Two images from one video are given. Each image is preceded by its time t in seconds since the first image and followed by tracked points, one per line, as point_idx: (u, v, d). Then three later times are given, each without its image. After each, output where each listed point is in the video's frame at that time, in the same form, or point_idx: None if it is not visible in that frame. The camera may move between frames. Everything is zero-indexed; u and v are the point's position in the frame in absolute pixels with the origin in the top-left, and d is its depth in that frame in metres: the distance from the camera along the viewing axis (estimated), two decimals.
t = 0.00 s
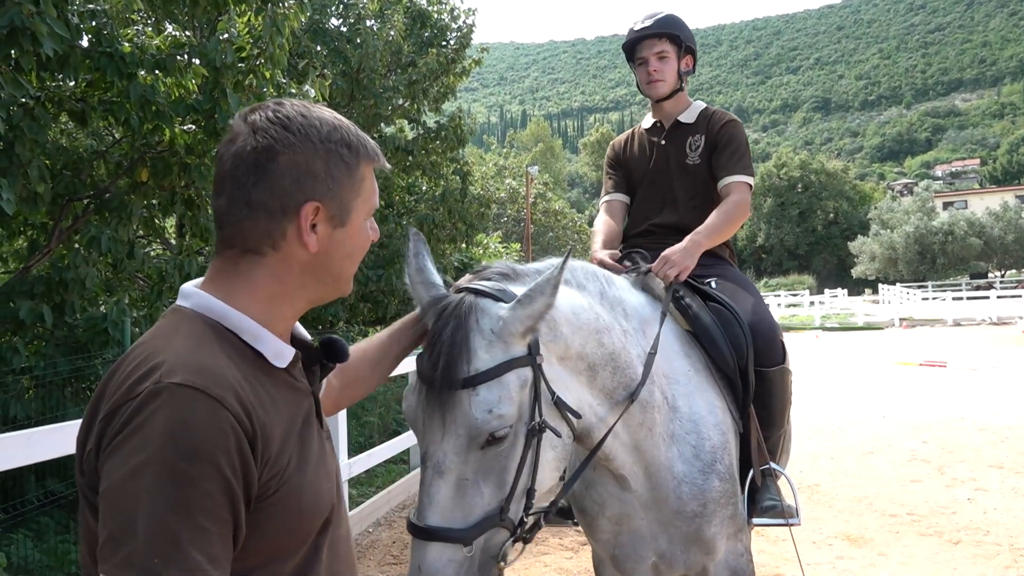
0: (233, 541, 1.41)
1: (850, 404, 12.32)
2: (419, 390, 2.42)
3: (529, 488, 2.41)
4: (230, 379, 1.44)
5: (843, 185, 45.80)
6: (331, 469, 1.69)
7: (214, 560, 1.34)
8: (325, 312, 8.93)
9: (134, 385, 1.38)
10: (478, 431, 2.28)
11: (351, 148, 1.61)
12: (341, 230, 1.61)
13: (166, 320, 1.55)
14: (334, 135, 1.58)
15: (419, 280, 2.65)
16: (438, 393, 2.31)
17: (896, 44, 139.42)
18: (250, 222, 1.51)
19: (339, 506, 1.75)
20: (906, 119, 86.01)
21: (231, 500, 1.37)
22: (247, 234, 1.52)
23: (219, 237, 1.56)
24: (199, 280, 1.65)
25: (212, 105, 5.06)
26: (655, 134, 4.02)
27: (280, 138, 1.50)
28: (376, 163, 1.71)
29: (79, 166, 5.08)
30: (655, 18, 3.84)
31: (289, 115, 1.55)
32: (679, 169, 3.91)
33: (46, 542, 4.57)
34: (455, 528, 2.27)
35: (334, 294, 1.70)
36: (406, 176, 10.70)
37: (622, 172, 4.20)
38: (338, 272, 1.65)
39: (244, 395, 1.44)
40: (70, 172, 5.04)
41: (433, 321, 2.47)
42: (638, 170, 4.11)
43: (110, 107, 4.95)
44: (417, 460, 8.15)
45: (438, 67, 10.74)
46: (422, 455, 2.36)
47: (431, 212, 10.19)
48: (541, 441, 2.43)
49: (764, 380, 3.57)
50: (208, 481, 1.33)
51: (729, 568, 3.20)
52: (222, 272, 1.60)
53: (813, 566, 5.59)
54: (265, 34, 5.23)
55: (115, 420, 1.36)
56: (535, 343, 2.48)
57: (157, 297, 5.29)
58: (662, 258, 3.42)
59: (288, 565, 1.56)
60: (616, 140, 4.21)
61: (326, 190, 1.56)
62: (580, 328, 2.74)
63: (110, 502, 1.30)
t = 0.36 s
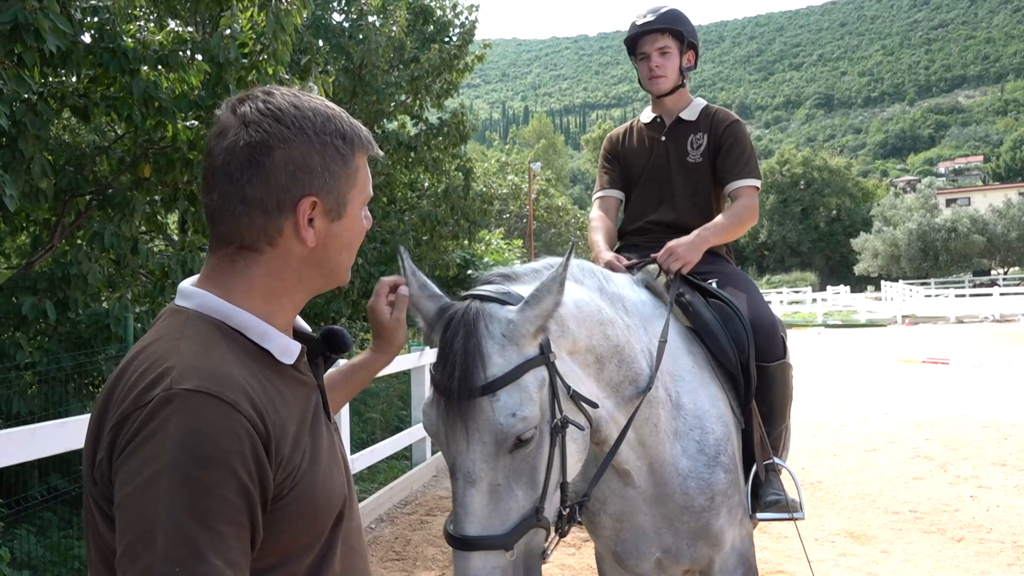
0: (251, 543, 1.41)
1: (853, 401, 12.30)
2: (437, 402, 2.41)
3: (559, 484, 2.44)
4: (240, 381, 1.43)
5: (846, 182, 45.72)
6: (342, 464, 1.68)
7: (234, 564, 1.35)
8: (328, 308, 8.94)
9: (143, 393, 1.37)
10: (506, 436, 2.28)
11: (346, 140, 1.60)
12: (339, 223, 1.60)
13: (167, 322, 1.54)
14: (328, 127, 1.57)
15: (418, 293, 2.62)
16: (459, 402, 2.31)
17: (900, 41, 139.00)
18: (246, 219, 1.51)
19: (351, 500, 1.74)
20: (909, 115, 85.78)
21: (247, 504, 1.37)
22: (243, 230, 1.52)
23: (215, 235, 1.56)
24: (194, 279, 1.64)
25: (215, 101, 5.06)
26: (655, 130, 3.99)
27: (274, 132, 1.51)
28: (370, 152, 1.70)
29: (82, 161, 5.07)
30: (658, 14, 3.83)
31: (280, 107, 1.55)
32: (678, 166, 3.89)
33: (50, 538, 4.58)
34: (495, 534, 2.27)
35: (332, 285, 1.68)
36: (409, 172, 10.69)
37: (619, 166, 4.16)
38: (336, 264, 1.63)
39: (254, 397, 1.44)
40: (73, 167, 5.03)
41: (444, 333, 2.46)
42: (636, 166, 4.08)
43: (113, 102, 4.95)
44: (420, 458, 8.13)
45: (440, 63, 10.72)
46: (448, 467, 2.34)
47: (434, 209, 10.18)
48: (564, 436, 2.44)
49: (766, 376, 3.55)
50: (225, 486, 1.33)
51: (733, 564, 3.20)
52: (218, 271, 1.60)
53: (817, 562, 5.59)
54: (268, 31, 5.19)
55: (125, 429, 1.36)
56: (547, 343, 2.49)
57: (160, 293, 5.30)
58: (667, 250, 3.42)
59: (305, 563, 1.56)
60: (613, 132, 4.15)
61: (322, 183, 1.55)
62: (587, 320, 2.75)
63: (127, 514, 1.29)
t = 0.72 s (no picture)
0: (266, 528, 1.42)
1: (855, 399, 12.29)
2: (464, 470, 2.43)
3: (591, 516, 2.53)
4: (253, 368, 1.44)
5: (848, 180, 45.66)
6: (347, 453, 1.68)
7: (252, 547, 1.35)
8: (330, 304, 8.93)
9: (156, 380, 1.37)
10: (542, 497, 2.33)
11: (348, 132, 1.60)
12: (340, 214, 1.60)
13: (174, 313, 1.53)
14: (329, 119, 1.57)
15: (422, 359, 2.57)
16: (488, 472, 2.34)
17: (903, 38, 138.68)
18: (249, 209, 1.51)
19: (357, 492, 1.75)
20: (912, 113, 85.60)
21: (264, 488, 1.38)
22: (246, 220, 1.52)
23: (218, 227, 1.56)
24: (198, 273, 1.63)
25: (218, 97, 5.04)
26: (652, 130, 3.99)
27: (276, 123, 1.51)
28: (372, 148, 1.70)
29: (85, 156, 5.07)
30: (651, 17, 3.79)
31: (283, 100, 1.55)
32: (672, 165, 3.89)
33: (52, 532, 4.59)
34: None
35: (336, 277, 1.68)
36: (411, 169, 10.67)
37: (619, 166, 4.18)
38: (337, 255, 1.63)
39: (267, 382, 1.44)
40: (76, 162, 5.03)
41: (458, 410, 2.43)
42: (633, 166, 4.08)
43: (116, 97, 4.95)
44: (421, 453, 8.14)
45: (444, 59, 10.69)
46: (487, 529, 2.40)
47: (436, 205, 10.16)
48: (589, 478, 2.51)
49: (760, 372, 3.55)
50: (244, 469, 1.33)
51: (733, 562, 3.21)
52: (222, 263, 1.59)
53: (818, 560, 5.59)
54: (272, 25, 5.21)
55: (140, 415, 1.36)
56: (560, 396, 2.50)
57: (162, 288, 5.31)
58: (648, 250, 3.42)
59: (314, 552, 1.56)
60: (614, 135, 4.17)
61: (323, 173, 1.55)
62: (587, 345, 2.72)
63: (146, 498, 1.29)
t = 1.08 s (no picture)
0: (256, 523, 1.41)
1: (854, 395, 12.29)
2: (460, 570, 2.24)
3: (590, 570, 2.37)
4: (250, 362, 1.43)
5: (848, 176, 45.66)
6: (350, 450, 1.68)
7: (238, 544, 1.35)
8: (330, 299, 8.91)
9: (154, 369, 1.37)
10: None
11: (378, 140, 1.60)
12: (357, 220, 1.58)
13: (182, 303, 1.54)
14: (361, 124, 1.58)
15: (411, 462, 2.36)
16: None
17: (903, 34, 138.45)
18: (267, 198, 1.51)
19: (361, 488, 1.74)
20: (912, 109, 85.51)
21: (254, 484, 1.37)
22: (263, 210, 1.52)
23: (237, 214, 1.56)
24: (214, 263, 1.63)
25: (219, 90, 5.02)
26: (649, 128, 3.98)
27: (307, 120, 1.52)
28: (403, 162, 1.69)
29: (84, 149, 5.06)
30: (640, 15, 3.74)
31: (321, 100, 1.57)
32: (672, 163, 3.87)
33: (52, 526, 4.59)
34: None
35: (347, 287, 1.65)
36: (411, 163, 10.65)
37: (614, 162, 4.14)
38: (350, 262, 1.61)
39: (264, 378, 1.44)
40: (76, 156, 5.03)
41: (444, 506, 2.24)
42: (632, 162, 4.05)
43: (116, 91, 4.94)
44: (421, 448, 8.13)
45: (444, 54, 10.65)
46: None
47: (436, 199, 10.14)
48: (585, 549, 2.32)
49: (756, 371, 3.57)
50: (233, 465, 1.33)
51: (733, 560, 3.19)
52: (237, 252, 1.59)
53: (818, 554, 5.59)
54: (273, 19, 5.18)
55: (136, 404, 1.36)
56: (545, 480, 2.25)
57: (162, 282, 5.31)
58: (661, 245, 3.47)
59: (310, 547, 1.56)
60: (609, 130, 4.12)
61: (344, 176, 1.54)
62: (567, 428, 2.53)
63: (135, 486, 1.30)
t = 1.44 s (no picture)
0: (262, 532, 1.41)
1: (850, 391, 12.31)
2: None
3: None
4: (258, 370, 1.43)
5: (844, 172, 45.73)
6: (358, 455, 1.67)
7: (245, 554, 1.35)
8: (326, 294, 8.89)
9: (162, 377, 1.37)
10: None
11: (399, 147, 1.59)
12: (372, 227, 1.57)
13: (189, 305, 1.53)
14: (383, 130, 1.57)
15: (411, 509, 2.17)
16: None
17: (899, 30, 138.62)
18: (282, 201, 1.50)
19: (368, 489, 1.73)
20: (908, 105, 85.59)
21: (261, 493, 1.37)
22: (278, 212, 1.51)
23: (251, 213, 1.55)
24: (221, 261, 1.63)
25: (216, 85, 5.01)
26: (638, 119, 3.79)
27: (329, 124, 1.51)
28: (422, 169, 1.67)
29: (80, 144, 5.03)
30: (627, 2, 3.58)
31: (344, 101, 1.55)
32: (664, 156, 3.71)
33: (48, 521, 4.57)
34: None
35: (355, 291, 1.64)
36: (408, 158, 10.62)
37: (605, 155, 3.95)
38: (362, 268, 1.60)
39: (273, 386, 1.43)
40: (72, 150, 5.00)
41: None
42: (623, 156, 3.87)
43: (112, 85, 4.91)
44: (418, 443, 8.12)
45: (442, 48, 10.61)
46: None
47: (433, 195, 10.12)
48: None
49: (753, 377, 3.52)
50: (241, 476, 1.32)
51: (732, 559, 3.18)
52: (248, 251, 1.58)
53: (814, 550, 5.61)
54: (271, 14, 5.16)
55: (143, 412, 1.36)
56: None
57: (158, 278, 5.31)
58: (669, 270, 3.27)
59: (316, 552, 1.56)
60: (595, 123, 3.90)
61: (362, 182, 1.53)
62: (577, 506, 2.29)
63: (144, 496, 1.30)
